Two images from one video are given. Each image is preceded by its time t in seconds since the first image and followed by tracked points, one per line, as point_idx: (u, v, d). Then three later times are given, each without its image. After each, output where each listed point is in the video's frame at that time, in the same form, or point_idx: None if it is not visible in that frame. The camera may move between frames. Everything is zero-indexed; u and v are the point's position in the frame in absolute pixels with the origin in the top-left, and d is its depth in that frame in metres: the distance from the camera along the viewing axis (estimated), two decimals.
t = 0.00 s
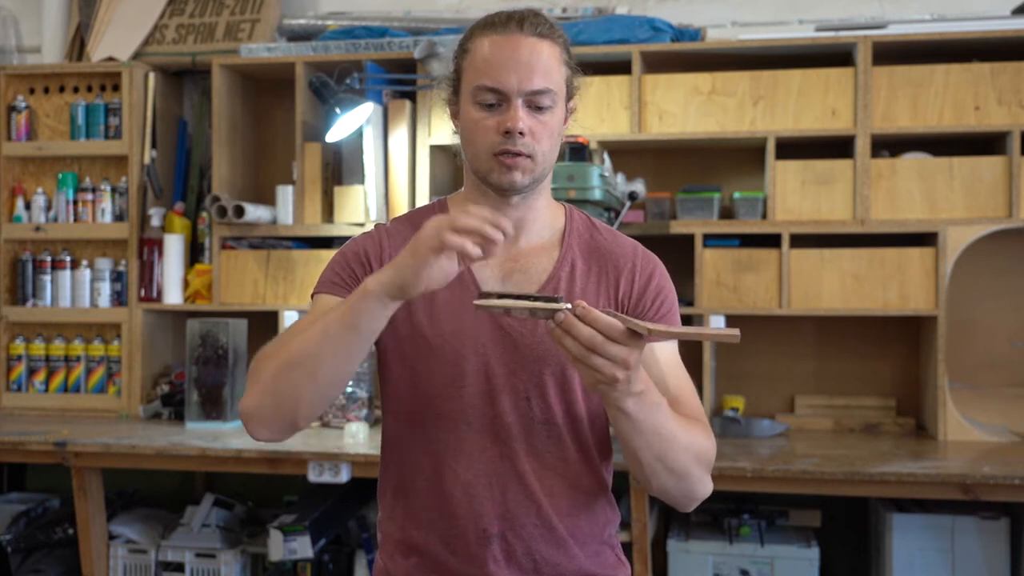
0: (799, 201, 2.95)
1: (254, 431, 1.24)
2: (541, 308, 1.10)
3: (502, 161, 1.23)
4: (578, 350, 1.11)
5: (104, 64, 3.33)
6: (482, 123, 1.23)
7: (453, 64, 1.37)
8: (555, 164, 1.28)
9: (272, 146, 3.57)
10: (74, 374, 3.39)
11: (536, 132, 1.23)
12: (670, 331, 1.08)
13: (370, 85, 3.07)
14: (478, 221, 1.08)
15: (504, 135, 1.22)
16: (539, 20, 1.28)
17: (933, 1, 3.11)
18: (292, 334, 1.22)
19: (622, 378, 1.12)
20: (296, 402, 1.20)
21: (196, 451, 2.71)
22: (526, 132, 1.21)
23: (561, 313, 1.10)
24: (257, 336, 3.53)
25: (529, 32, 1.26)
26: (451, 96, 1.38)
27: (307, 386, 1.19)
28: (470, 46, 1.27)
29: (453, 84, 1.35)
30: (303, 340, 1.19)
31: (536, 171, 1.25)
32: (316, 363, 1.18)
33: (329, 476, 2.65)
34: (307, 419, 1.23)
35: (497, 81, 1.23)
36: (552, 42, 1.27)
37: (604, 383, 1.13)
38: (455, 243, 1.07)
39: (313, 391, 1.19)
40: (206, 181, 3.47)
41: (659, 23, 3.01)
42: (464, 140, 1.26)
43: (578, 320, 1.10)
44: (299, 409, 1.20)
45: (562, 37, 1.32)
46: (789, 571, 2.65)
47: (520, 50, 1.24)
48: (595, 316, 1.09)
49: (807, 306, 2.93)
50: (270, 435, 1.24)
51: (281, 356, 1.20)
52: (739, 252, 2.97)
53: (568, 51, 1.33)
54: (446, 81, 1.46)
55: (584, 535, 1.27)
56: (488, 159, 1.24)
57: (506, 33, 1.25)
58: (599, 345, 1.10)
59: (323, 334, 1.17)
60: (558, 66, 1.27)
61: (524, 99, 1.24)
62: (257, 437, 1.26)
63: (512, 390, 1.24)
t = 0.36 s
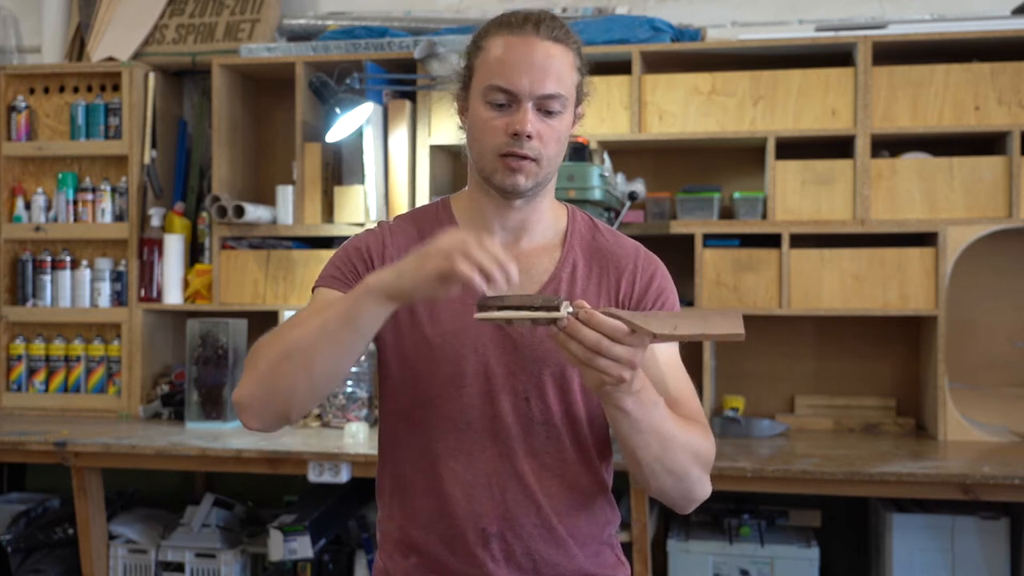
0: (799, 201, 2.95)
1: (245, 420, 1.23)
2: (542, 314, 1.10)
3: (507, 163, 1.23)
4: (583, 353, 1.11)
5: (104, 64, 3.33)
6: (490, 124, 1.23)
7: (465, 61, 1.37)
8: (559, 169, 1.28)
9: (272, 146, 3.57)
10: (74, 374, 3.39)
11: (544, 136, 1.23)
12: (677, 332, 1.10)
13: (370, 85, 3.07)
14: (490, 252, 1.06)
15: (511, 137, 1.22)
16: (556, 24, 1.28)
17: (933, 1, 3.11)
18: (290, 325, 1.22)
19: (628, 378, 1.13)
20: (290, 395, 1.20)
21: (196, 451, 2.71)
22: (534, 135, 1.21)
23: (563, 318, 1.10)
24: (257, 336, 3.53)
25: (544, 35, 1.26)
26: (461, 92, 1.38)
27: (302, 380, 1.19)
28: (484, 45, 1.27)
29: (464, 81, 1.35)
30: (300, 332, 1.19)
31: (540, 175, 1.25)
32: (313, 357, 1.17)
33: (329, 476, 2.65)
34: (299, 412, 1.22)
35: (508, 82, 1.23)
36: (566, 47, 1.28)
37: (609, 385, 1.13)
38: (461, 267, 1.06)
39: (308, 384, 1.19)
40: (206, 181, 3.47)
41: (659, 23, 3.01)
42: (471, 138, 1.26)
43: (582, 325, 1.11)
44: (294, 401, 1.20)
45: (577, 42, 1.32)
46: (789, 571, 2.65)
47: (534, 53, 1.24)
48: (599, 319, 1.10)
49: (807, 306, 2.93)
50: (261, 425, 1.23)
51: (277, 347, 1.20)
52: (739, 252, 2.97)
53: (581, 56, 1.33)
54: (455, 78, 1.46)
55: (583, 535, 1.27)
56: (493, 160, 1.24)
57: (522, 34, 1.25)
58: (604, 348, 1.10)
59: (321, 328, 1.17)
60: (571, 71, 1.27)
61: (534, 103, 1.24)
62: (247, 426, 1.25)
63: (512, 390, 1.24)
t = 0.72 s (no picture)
0: (799, 201, 2.95)
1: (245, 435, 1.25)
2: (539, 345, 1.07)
3: (511, 162, 1.23)
4: (581, 374, 1.10)
5: (104, 63, 3.33)
6: (496, 122, 1.24)
7: (472, 59, 1.37)
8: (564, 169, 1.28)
9: (273, 146, 3.57)
10: (74, 374, 3.39)
11: (549, 136, 1.23)
12: (671, 355, 1.07)
13: (370, 85, 3.06)
14: (491, 303, 1.08)
15: (516, 137, 1.22)
16: (564, 25, 1.27)
17: (933, 1, 3.11)
18: (288, 350, 1.22)
19: (629, 396, 1.11)
20: (290, 423, 1.21)
21: (196, 451, 2.71)
22: (538, 135, 1.22)
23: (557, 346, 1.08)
24: (257, 336, 3.53)
25: (553, 36, 1.25)
26: (467, 89, 1.38)
27: (302, 411, 1.20)
28: (492, 44, 1.27)
29: (471, 78, 1.35)
30: (299, 364, 1.18)
31: (544, 175, 1.25)
32: (312, 391, 1.18)
33: (329, 476, 2.65)
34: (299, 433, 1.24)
35: (515, 82, 1.23)
36: (574, 48, 1.27)
37: (610, 403, 1.12)
38: (461, 323, 1.07)
39: (307, 415, 1.20)
40: (206, 181, 3.47)
41: (659, 23, 3.01)
42: (477, 137, 1.26)
43: (579, 349, 1.09)
44: (292, 427, 1.22)
45: (585, 43, 1.31)
46: (789, 571, 2.65)
47: (541, 53, 1.23)
48: (594, 343, 1.08)
49: (807, 306, 2.93)
50: (260, 441, 1.26)
51: (276, 376, 1.20)
52: (739, 252, 2.97)
53: (590, 57, 1.33)
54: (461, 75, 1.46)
55: (584, 536, 1.27)
56: (498, 159, 1.24)
57: (530, 34, 1.25)
58: (602, 369, 1.09)
59: (319, 364, 1.17)
60: (578, 72, 1.27)
61: (540, 102, 1.24)
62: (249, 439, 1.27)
63: (513, 391, 1.24)
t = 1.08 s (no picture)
0: (799, 201, 2.95)
1: (248, 422, 1.26)
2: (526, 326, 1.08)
3: (509, 162, 1.23)
4: (569, 363, 1.09)
5: (104, 64, 3.33)
6: (492, 122, 1.24)
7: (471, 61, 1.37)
8: (563, 168, 1.28)
9: (273, 146, 3.57)
10: (74, 374, 3.39)
11: (546, 135, 1.23)
12: (658, 353, 1.05)
13: (370, 85, 3.06)
14: (475, 258, 1.06)
15: (513, 136, 1.22)
16: (560, 24, 1.27)
17: (933, 1, 3.11)
18: (286, 330, 1.23)
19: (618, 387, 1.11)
20: (287, 402, 1.21)
21: (196, 451, 2.71)
22: (535, 133, 1.21)
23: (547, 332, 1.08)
24: (257, 336, 3.53)
25: (549, 35, 1.25)
26: (466, 91, 1.38)
27: (297, 388, 1.20)
28: (489, 45, 1.27)
29: (469, 80, 1.35)
30: (293, 340, 1.19)
31: (543, 173, 1.25)
32: (305, 365, 1.18)
33: (329, 476, 2.65)
34: (298, 416, 1.24)
35: (511, 81, 1.23)
36: (570, 47, 1.27)
37: (600, 393, 1.11)
38: (447, 282, 1.06)
39: (303, 392, 1.20)
40: (206, 181, 3.47)
41: (659, 23, 3.01)
42: (474, 137, 1.26)
43: (568, 338, 1.08)
44: (291, 406, 1.22)
45: (582, 42, 1.31)
46: (789, 571, 2.65)
47: (537, 52, 1.24)
48: (583, 332, 1.07)
49: (807, 306, 2.93)
50: (263, 427, 1.26)
51: (273, 354, 1.21)
52: (739, 252, 2.97)
53: (587, 56, 1.33)
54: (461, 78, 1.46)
55: (584, 535, 1.26)
56: (496, 158, 1.24)
57: (526, 34, 1.25)
58: (590, 359, 1.08)
59: (311, 337, 1.17)
60: (575, 71, 1.27)
61: (537, 101, 1.24)
62: (253, 428, 1.27)
63: (512, 390, 1.24)
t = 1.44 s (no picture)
0: (799, 201, 2.95)
1: (251, 424, 1.26)
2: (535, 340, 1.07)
3: (510, 160, 1.23)
4: (575, 372, 1.10)
5: (104, 64, 3.33)
6: (491, 121, 1.23)
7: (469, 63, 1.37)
8: (563, 165, 1.28)
9: (273, 146, 3.57)
10: (74, 374, 3.39)
11: (545, 132, 1.23)
12: (665, 359, 1.06)
13: (370, 85, 3.06)
14: (491, 297, 1.08)
15: (512, 134, 1.21)
16: (555, 21, 1.27)
17: (933, 2, 3.11)
18: (291, 336, 1.23)
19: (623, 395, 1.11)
20: (293, 409, 1.21)
21: (196, 451, 2.71)
22: (534, 130, 1.21)
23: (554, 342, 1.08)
24: (257, 336, 3.53)
25: (544, 32, 1.25)
26: (467, 93, 1.38)
27: (303, 396, 1.20)
28: (486, 45, 1.28)
29: (469, 81, 1.36)
30: (300, 349, 1.19)
31: (543, 170, 1.25)
32: (313, 375, 1.19)
33: (329, 476, 2.65)
34: (302, 421, 1.25)
35: (508, 80, 1.23)
36: (567, 43, 1.27)
37: (605, 401, 1.12)
38: (462, 314, 1.06)
39: (308, 401, 1.20)
40: (206, 181, 3.47)
41: (659, 23, 3.01)
42: (474, 136, 1.26)
43: (574, 347, 1.09)
44: (296, 412, 1.22)
45: (579, 39, 1.31)
46: (789, 571, 2.65)
47: (533, 50, 1.24)
48: (590, 341, 1.08)
49: (807, 306, 2.93)
50: (267, 429, 1.26)
51: (279, 361, 1.21)
52: (739, 252, 2.97)
53: (585, 53, 1.32)
54: (461, 82, 1.47)
55: (586, 536, 1.26)
56: (496, 157, 1.24)
57: (521, 32, 1.25)
58: (596, 368, 1.08)
59: (320, 347, 1.17)
60: (573, 67, 1.27)
61: (535, 99, 1.24)
62: (255, 429, 1.27)
63: (515, 391, 1.24)
